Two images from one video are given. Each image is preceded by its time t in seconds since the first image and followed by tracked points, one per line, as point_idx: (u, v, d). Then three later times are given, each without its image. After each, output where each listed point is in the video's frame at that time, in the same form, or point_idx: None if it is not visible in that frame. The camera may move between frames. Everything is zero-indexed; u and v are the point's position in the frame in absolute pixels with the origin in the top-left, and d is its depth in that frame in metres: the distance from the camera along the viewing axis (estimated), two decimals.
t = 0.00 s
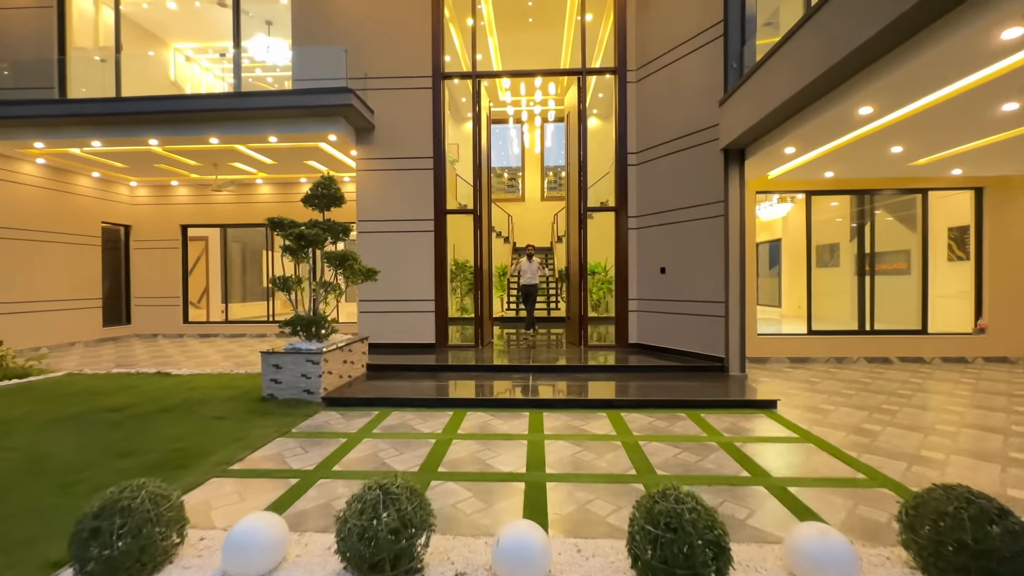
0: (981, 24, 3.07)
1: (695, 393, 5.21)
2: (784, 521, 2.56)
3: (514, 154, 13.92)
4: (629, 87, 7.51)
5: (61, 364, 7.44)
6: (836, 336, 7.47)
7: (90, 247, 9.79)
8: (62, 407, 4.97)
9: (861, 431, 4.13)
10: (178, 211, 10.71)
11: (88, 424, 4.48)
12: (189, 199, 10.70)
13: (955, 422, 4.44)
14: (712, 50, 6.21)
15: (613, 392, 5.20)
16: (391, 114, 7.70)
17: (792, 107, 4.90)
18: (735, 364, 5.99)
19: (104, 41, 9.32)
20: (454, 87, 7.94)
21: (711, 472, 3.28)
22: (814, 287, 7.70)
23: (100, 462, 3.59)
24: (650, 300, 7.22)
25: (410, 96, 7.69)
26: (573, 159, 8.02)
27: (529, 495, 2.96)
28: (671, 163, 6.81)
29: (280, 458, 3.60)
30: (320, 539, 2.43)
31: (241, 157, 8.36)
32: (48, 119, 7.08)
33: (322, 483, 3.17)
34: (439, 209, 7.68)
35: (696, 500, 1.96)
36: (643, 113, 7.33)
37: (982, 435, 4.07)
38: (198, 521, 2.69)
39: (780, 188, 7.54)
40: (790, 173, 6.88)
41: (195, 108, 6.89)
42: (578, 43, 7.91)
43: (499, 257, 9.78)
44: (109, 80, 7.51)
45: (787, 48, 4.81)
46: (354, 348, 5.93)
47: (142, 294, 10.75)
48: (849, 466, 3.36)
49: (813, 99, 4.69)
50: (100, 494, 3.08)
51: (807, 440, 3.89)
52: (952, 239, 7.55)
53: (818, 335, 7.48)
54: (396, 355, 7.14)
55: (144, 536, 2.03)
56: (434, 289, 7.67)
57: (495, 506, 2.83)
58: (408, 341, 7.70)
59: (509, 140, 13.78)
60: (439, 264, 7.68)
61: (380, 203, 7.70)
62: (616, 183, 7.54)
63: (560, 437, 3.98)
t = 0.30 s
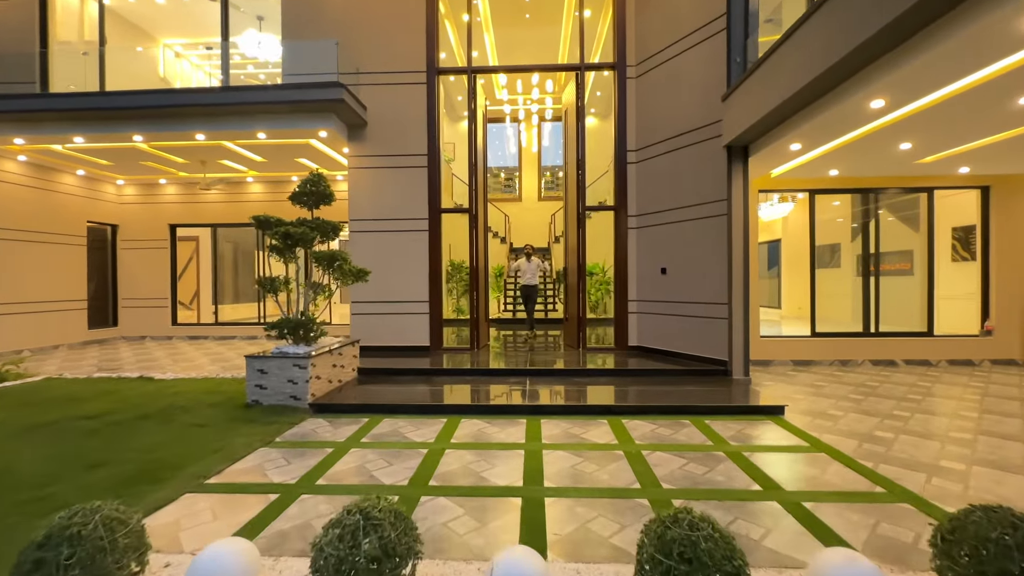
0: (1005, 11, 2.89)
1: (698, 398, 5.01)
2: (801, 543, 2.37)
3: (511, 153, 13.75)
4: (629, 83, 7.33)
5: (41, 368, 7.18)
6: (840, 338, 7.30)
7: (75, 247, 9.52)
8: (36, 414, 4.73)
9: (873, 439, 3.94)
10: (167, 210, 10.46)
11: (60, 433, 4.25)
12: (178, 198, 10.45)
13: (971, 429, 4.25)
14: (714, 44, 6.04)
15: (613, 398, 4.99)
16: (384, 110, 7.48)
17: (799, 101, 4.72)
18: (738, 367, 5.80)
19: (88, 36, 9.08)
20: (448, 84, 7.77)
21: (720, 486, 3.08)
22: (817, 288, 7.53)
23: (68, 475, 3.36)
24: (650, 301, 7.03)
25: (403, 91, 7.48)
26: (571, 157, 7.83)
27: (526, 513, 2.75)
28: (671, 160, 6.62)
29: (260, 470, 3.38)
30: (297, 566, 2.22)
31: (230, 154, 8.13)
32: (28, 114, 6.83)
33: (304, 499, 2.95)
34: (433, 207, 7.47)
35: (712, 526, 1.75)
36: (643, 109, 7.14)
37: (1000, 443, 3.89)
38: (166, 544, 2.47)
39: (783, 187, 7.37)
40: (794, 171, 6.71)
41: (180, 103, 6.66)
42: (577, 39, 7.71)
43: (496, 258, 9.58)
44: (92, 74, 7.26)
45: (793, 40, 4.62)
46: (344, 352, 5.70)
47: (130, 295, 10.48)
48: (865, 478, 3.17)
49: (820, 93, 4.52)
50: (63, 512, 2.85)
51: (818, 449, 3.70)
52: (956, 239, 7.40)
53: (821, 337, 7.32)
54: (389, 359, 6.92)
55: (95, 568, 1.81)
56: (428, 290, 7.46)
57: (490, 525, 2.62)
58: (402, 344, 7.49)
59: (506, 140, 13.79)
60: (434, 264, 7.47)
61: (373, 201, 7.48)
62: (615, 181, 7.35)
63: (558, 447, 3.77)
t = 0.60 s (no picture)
0: None
1: (698, 397, 4.85)
2: (818, 556, 2.21)
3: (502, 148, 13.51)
4: (625, 72, 7.12)
5: (11, 368, 6.85)
6: (838, 334, 7.19)
7: (49, 241, 9.14)
8: None
9: (880, 439, 3.80)
10: (147, 203, 10.09)
11: (22, 437, 3.97)
12: (158, 190, 10.08)
13: (979, 428, 4.12)
14: (714, 31, 5.84)
15: (609, 397, 4.82)
16: (372, 99, 7.21)
17: (803, 89, 4.54)
18: (737, 365, 5.65)
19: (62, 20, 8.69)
20: (438, 73, 7.52)
21: (726, 492, 2.90)
22: (815, 283, 7.41)
23: (23, 484, 3.10)
24: (647, 297, 6.86)
25: (392, 79, 7.21)
26: (565, 149, 7.61)
27: (521, 525, 2.56)
28: (669, 151, 6.43)
29: (236, 478, 3.15)
30: None
31: (211, 144, 7.81)
32: None
33: (280, 510, 2.73)
34: (423, 200, 7.23)
35: (730, 545, 1.56)
36: (640, 99, 6.94)
37: (1011, 442, 3.75)
38: (122, 564, 2.24)
39: (781, 180, 7.22)
40: (793, 163, 6.56)
41: (156, 89, 6.34)
42: (571, 27, 7.49)
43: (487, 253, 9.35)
44: (63, 58, 6.91)
45: (797, 25, 4.44)
46: (329, 350, 5.46)
47: (108, 291, 10.11)
48: (877, 481, 3.01)
49: (826, 80, 4.34)
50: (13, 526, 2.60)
51: (825, 449, 3.55)
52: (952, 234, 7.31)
53: (819, 333, 7.20)
54: (377, 357, 6.68)
55: None
56: (418, 286, 7.23)
57: (482, 539, 2.43)
58: (391, 341, 7.25)
59: (499, 134, 13.58)
60: (424, 258, 7.23)
61: (360, 193, 7.21)
62: (610, 174, 7.15)
63: (554, 450, 3.58)
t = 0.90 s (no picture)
0: None
1: (698, 399, 4.68)
2: None
3: (494, 143, 13.42)
4: (620, 65, 6.93)
5: None
6: (836, 333, 7.07)
7: (19, 238, 8.74)
8: None
9: (888, 444, 3.64)
10: (124, 198, 9.70)
11: None
12: (136, 185, 9.69)
13: (988, 431, 3.99)
14: (713, 19, 5.64)
15: (605, 400, 4.62)
16: (358, 90, 6.94)
17: (805, 81, 4.37)
18: (736, 365, 5.49)
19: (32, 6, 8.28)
20: (428, 65, 7.26)
21: (736, 505, 2.72)
22: (813, 281, 7.28)
23: None
24: (643, 295, 6.69)
25: (380, 70, 6.94)
26: (559, 143, 7.39)
27: (517, 546, 2.34)
28: (666, 145, 6.25)
29: (206, 494, 2.90)
30: None
31: (189, 136, 7.47)
32: None
33: (252, 531, 2.49)
34: (412, 195, 6.98)
35: None
36: (636, 92, 6.75)
37: None
38: None
39: (779, 176, 7.08)
40: (792, 158, 6.41)
41: (128, 77, 6.01)
42: (565, 17, 7.25)
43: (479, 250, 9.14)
44: (29, 44, 6.50)
45: (799, 14, 4.26)
46: (313, 351, 5.21)
47: (84, 289, 9.72)
48: (892, 491, 2.85)
49: (830, 71, 4.16)
50: None
51: (834, 456, 3.38)
52: (948, 231, 7.24)
53: (817, 332, 7.07)
54: (364, 358, 6.42)
55: None
56: (408, 284, 6.99)
57: (474, 563, 2.21)
58: (379, 341, 7.00)
59: (490, 130, 13.34)
60: (413, 255, 6.98)
61: (346, 188, 6.94)
62: (605, 169, 6.95)
63: (550, 459, 3.37)
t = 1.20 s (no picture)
0: None
1: (694, 399, 4.53)
2: None
3: (484, 136, 13.06)
4: (614, 53, 6.71)
5: None
6: (830, 329, 6.99)
7: None
8: None
9: (893, 445, 3.51)
10: (97, 190, 9.29)
11: None
12: (109, 176, 9.27)
13: (992, 430, 3.88)
14: (710, 6, 5.45)
15: (599, 400, 4.46)
16: (342, 77, 6.64)
17: (805, 71, 4.21)
18: (732, 363, 5.36)
19: None
20: (416, 55, 7.01)
21: (741, 515, 2.56)
22: (807, 277, 7.20)
23: None
24: (637, 291, 6.53)
25: (364, 56, 6.65)
26: (551, 135, 7.17)
27: (509, 566, 2.16)
28: (661, 137, 6.06)
29: (171, 509, 2.67)
30: None
31: (163, 124, 7.12)
32: None
33: (219, 552, 2.27)
34: (399, 187, 6.73)
35: None
36: (630, 82, 6.55)
37: None
38: None
39: (775, 170, 6.93)
40: (789, 151, 6.27)
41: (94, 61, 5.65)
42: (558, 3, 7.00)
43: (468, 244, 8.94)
44: None
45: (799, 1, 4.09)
46: (294, 350, 4.96)
47: (56, 285, 9.32)
48: (903, 499, 2.70)
49: (832, 60, 4.00)
50: None
51: (839, 459, 3.24)
52: (941, 226, 7.17)
53: (812, 328, 6.98)
54: (348, 357, 6.18)
55: None
56: (394, 279, 6.76)
57: None
58: (365, 339, 6.78)
59: (480, 122, 13.07)
60: (400, 250, 6.75)
61: (330, 180, 6.67)
62: (598, 162, 6.76)
63: (543, 465, 3.18)
